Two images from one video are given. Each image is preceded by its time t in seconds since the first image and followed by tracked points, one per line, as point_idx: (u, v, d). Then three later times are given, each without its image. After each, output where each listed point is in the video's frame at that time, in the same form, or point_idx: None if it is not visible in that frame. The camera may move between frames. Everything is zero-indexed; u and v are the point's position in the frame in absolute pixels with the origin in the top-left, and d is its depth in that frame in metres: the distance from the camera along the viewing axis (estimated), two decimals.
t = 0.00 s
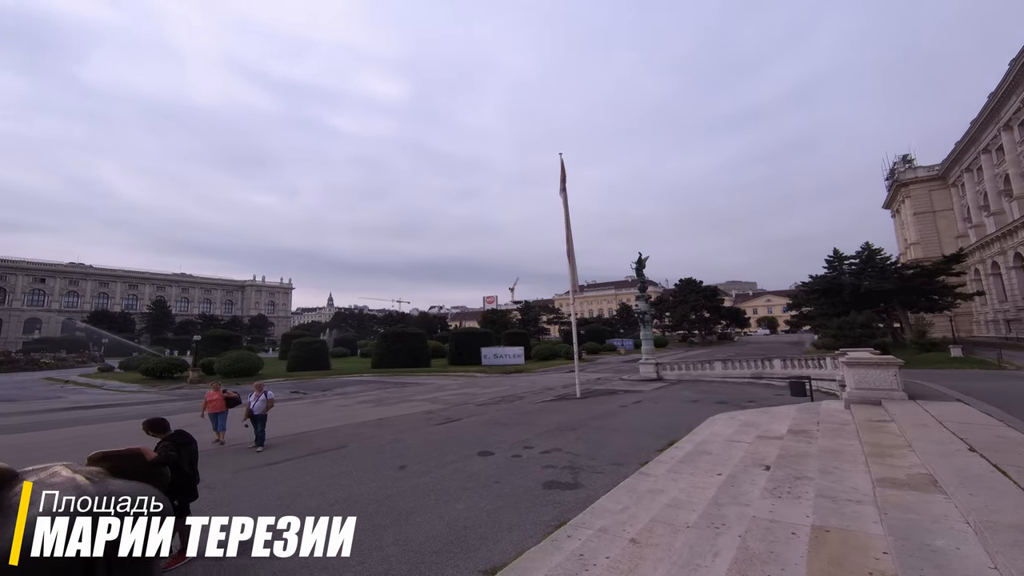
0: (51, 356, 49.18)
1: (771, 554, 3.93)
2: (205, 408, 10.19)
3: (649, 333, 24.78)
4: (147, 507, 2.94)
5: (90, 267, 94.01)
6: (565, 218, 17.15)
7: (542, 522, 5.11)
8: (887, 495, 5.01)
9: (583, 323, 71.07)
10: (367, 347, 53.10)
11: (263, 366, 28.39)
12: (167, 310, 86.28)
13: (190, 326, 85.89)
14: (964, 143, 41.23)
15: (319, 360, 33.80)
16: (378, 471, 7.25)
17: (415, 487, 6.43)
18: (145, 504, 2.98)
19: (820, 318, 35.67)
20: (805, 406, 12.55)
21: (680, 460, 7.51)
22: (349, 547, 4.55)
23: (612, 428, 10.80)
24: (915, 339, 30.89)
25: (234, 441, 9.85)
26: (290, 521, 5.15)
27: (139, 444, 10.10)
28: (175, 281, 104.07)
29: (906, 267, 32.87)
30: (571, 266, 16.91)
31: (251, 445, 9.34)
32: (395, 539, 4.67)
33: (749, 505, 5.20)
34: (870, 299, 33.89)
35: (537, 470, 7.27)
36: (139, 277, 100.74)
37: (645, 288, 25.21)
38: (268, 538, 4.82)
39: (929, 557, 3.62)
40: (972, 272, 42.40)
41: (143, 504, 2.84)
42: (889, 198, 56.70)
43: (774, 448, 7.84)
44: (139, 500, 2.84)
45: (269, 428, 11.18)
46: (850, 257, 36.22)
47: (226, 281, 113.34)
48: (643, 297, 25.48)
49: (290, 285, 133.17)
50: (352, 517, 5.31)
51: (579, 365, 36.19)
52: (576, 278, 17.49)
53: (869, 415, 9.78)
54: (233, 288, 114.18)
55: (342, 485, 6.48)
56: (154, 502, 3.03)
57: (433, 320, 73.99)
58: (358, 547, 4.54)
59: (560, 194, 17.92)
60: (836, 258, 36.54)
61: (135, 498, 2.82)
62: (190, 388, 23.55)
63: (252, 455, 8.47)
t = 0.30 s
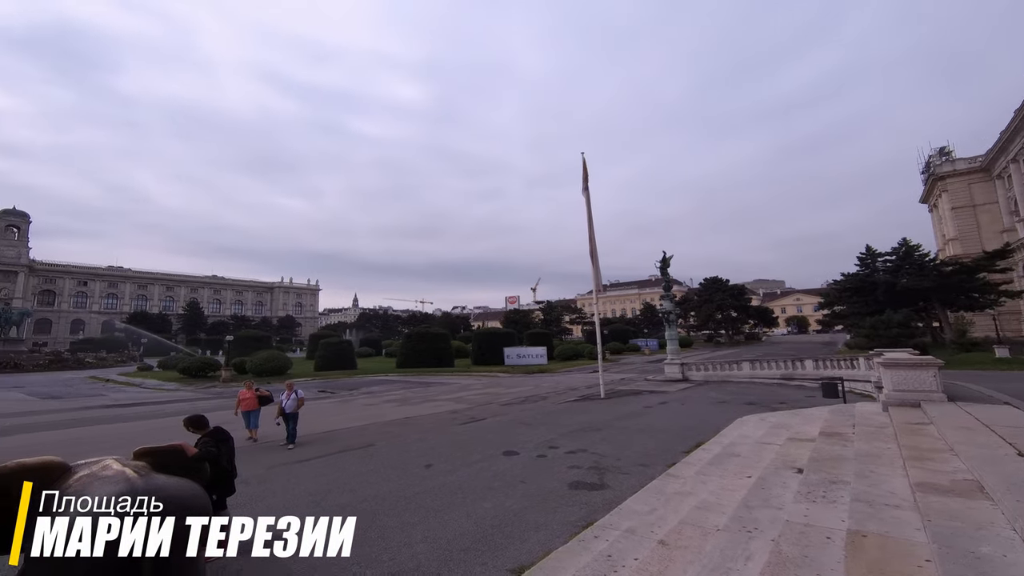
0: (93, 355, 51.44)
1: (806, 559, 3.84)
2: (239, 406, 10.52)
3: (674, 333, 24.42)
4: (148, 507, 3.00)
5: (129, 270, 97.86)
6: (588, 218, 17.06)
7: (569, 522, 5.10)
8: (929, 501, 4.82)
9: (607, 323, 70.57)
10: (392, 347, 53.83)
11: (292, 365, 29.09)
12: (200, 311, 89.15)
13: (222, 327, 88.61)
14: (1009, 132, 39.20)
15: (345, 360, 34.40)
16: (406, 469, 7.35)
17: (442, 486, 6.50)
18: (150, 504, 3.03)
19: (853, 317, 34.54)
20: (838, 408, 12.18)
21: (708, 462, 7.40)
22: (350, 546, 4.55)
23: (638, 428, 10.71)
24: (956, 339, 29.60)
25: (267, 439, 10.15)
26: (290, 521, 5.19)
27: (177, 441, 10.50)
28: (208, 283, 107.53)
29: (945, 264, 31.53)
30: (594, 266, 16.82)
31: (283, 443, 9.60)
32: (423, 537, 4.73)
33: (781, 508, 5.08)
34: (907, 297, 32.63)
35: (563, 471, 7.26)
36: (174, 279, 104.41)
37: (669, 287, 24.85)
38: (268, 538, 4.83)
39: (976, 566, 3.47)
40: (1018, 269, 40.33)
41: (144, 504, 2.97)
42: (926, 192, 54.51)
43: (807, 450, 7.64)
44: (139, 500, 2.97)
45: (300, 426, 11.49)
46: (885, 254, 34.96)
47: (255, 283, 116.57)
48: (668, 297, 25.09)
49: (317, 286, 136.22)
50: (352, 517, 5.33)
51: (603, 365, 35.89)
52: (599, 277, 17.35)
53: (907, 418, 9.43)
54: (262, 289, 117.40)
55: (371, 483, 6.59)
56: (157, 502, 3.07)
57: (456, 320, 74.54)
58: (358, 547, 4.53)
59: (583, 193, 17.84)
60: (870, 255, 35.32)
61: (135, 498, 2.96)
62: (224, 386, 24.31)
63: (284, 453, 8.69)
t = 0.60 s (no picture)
0: (134, 355, 53.67)
1: (844, 564, 3.73)
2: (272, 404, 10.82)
3: (701, 332, 23.98)
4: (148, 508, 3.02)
5: (166, 273, 101.60)
6: (612, 216, 16.89)
7: (596, 522, 5.08)
8: (977, 507, 4.62)
9: (631, 322, 69.80)
10: (416, 347, 54.41)
11: (320, 364, 29.74)
12: (233, 312, 92.00)
13: (253, 327, 91.16)
14: None
15: (371, 359, 34.94)
16: (433, 467, 7.44)
17: (468, 484, 6.56)
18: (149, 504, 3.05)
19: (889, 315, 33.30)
20: (875, 410, 11.75)
21: (738, 463, 7.26)
22: (347, 548, 4.49)
23: (665, 429, 10.57)
24: (1001, 337, 28.20)
25: (298, 436, 10.42)
26: (289, 521, 5.16)
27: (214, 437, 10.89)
28: (239, 284, 110.82)
29: (989, 259, 30.09)
30: (618, 265, 16.67)
31: (313, 440, 9.83)
32: (452, 534, 4.78)
33: (816, 512, 4.95)
34: (948, 294, 31.25)
35: (589, 471, 7.23)
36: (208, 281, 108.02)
37: (695, 285, 24.41)
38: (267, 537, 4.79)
39: None
40: None
41: (144, 503, 3.01)
42: (968, 184, 52.09)
43: (843, 453, 7.40)
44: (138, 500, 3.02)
45: (329, 424, 11.75)
46: (924, 249, 33.59)
47: (284, 284, 119.60)
48: (694, 295, 24.65)
49: (344, 287, 138.81)
50: (350, 517, 5.30)
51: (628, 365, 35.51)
52: (623, 276, 17.18)
53: (950, 420, 9.03)
54: (291, 290, 120.40)
55: (399, 480, 6.69)
56: (158, 502, 3.06)
57: (479, 320, 74.90)
58: (357, 547, 4.50)
59: (606, 191, 17.67)
60: (907, 250, 33.98)
61: (135, 498, 3.04)
62: (256, 385, 25.03)
63: (314, 450, 8.90)
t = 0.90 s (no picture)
0: (169, 354, 55.66)
1: (881, 570, 3.62)
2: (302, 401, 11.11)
3: (727, 331, 23.53)
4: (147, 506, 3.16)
5: (198, 274, 105.02)
6: (635, 214, 16.70)
7: (623, 522, 5.05)
8: None
9: (655, 322, 68.94)
10: (439, 347, 54.95)
11: (346, 364, 30.30)
12: (262, 313, 94.52)
13: (282, 327, 93.52)
14: None
15: (395, 359, 35.40)
16: (458, 465, 7.50)
17: (494, 482, 6.60)
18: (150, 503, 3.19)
19: (926, 313, 32.03)
20: (912, 411, 11.33)
21: (768, 464, 7.11)
22: (349, 546, 4.44)
23: (691, 429, 10.42)
24: None
25: (326, 433, 10.66)
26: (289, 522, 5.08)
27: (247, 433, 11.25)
28: (267, 285, 113.86)
29: None
30: (641, 263, 16.49)
31: (341, 437, 10.05)
32: (478, 532, 4.81)
33: (851, 515, 4.82)
34: (990, 291, 29.89)
35: (614, 470, 7.19)
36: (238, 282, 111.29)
37: (720, 284, 23.94)
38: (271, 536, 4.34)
39: None
40: None
41: (144, 502, 3.16)
42: (1012, 175, 49.67)
43: (879, 455, 7.16)
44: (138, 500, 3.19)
45: (356, 421, 11.99)
46: (963, 244, 32.21)
47: (311, 285, 122.25)
48: (719, 294, 24.16)
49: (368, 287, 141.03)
50: (352, 516, 5.26)
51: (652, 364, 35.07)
52: (646, 275, 16.98)
53: (995, 423, 8.62)
54: (317, 291, 123.02)
55: (425, 478, 6.77)
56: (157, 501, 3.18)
57: (500, 319, 75.15)
58: (367, 545, 4.49)
59: (628, 189, 17.50)
60: (945, 245, 32.64)
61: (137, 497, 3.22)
62: (285, 383, 25.71)
63: (342, 447, 9.08)
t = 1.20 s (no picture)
0: (202, 352, 57.47)
1: None
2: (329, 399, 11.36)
3: (754, 330, 23.04)
4: (146, 507, 3.47)
5: (228, 275, 107.98)
6: (657, 212, 16.50)
7: (648, 522, 5.02)
8: None
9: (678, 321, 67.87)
10: (462, 346, 55.24)
11: (370, 362, 30.78)
12: (289, 313, 96.64)
13: (308, 327, 95.51)
14: None
15: (418, 357, 35.77)
16: (482, 463, 7.57)
17: (518, 480, 6.62)
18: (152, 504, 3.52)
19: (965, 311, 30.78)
20: (950, 412, 10.92)
21: (798, 466, 6.95)
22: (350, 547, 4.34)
23: (717, 429, 10.26)
24: None
25: (352, 430, 10.88)
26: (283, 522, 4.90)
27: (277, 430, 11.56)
28: (293, 285, 116.38)
29: None
30: (664, 261, 16.29)
31: (368, 435, 10.24)
32: (504, 529, 4.84)
33: (887, 518, 4.68)
34: None
35: (639, 470, 7.14)
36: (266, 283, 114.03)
37: (746, 281, 23.46)
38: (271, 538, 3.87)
39: None
40: None
41: (144, 503, 3.48)
42: None
43: (917, 458, 6.92)
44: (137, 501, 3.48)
45: (381, 419, 12.19)
46: (1005, 238, 30.83)
47: (335, 285, 124.38)
48: (745, 292, 23.66)
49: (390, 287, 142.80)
50: (352, 516, 5.15)
51: (676, 363, 34.60)
52: (669, 273, 16.77)
53: None
54: (341, 291, 125.14)
55: (449, 475, 6.84)
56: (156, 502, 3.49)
57: (522, 318, 75.15)
58: (395, 540, 4.56)
59: (651, 186, 17.29)
60: (985, 240, 31.28)
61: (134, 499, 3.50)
62: (312, 381, 26.27)
63: (369, 443, 9.24)
